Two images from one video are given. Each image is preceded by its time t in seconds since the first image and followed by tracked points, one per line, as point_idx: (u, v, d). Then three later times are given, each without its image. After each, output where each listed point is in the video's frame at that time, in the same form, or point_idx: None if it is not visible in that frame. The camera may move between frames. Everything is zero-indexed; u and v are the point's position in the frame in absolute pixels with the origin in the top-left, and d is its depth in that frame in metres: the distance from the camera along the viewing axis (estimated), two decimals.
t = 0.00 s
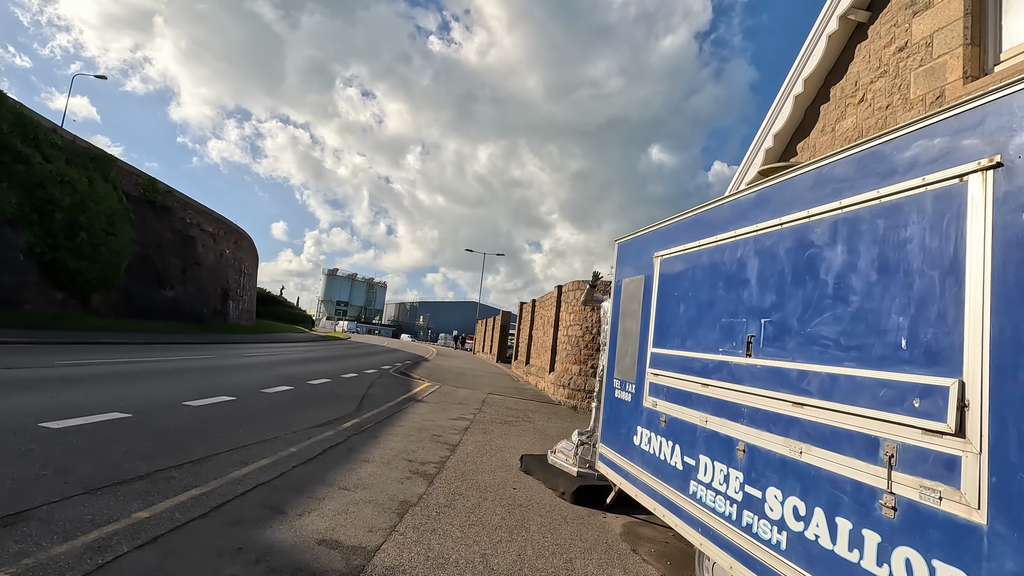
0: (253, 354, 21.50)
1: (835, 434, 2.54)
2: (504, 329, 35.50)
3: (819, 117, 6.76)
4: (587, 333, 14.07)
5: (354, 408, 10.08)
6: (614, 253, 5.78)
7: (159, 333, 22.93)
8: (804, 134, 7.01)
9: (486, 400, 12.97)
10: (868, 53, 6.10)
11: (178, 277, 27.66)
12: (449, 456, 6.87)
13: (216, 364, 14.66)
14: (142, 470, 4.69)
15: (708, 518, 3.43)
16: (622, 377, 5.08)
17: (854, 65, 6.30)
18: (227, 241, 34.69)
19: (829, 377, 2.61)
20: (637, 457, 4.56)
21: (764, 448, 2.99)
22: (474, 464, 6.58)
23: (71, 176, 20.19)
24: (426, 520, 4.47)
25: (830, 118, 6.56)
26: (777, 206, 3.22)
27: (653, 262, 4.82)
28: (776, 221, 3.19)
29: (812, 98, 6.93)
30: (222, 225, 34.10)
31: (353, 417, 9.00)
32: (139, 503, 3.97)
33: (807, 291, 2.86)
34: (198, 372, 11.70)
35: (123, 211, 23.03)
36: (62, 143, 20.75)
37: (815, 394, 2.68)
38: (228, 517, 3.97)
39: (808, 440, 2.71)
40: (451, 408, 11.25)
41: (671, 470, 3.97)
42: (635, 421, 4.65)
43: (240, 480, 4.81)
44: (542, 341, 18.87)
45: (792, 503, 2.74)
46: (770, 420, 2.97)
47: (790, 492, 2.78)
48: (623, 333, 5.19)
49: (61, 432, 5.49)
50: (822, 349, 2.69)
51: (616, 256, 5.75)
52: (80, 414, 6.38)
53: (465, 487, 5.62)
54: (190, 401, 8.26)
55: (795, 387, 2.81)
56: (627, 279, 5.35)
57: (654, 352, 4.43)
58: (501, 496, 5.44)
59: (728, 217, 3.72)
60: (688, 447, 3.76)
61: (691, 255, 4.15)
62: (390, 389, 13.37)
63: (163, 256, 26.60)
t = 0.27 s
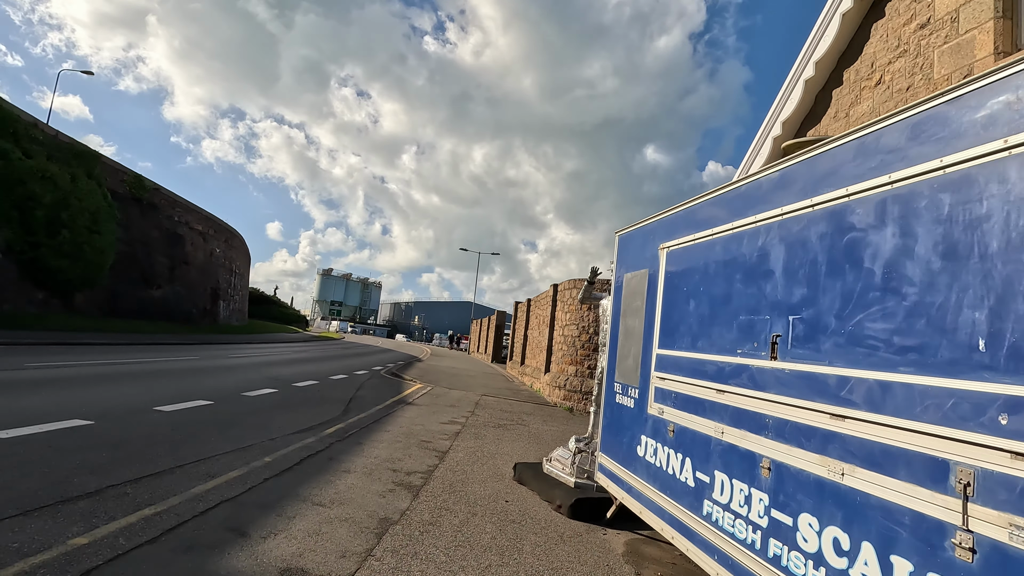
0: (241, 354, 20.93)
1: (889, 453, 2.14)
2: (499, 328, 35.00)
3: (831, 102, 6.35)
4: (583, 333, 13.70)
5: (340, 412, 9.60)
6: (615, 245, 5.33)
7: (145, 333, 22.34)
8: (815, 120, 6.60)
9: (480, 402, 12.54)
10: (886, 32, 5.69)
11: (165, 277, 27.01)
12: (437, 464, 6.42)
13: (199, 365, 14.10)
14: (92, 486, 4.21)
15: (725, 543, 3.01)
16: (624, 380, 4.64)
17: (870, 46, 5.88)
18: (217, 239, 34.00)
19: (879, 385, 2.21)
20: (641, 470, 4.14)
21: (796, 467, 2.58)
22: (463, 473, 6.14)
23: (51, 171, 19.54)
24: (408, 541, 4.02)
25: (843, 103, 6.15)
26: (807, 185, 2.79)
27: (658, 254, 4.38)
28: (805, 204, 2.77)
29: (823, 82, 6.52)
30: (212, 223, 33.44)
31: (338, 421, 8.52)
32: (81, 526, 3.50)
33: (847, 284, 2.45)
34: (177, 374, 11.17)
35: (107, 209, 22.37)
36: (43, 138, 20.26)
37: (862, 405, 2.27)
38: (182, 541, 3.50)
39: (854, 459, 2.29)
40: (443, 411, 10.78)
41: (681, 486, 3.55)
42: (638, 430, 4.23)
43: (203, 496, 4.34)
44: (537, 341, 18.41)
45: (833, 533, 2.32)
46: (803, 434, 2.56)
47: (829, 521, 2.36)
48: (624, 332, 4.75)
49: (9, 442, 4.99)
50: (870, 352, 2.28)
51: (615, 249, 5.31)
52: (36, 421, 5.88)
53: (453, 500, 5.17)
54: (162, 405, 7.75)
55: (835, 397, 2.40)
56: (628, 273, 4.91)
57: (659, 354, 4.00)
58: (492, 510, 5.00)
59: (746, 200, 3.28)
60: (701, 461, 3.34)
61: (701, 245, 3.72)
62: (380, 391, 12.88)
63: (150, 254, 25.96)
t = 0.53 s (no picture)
0: (231, 352, 20.41)
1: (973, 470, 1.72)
2: (495, 326, 34.54)
3: (849, 81, 5.92)
4: (581, 330, 13.35)
5: (327, 412, 9.14)
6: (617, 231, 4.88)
7: (131, 330, 21.79)
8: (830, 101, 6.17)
9: (474, 402, 12.10)
10: (911, 2, 5.24)
11: (154, 273, 26.41)
12: (426, 469, 5.97)
13: (183, 363, 13.58)
14: (33, 498, 3.75)
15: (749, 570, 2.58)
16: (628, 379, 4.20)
17: (892, 18, 5.44)
18: (208, 236, 33.38)
19: (957, 385, 1.79)
20: (648, 480, 3.71)
21: (842, 484, 2.16)
22: (453, 480, 5.70)
23: (34, 164, 18.95)
24: (387, 560, 3.58)
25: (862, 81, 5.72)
26: (854, 149, 2.35)
27: (666, 238, 3.93)
28: (851, 169, 2.34)
29: (840, 59, 6.08)
30: (204, 220, 32.86)
31: (323, 422, 8.06)
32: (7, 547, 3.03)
33: (910, 263, 2.03)
34: (157, 373, 10.67)
35: (93, 203, 21.79)
36: (25, 130, 19.73)
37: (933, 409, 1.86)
38: (124, 565, 3.05)
39: (922, 477, 1.87)
40: (435, 411, 10.33)
41: (694, 501, 3.12)
42: (644, 435, 3.80)
43: (159, 509, 3.89)
44: (534, 338, 17.98)
45: (893, 567, 1.90)
46: (852, 444, 2.14)
47: (888, 552, 1.94)
48: (628, 327, 4.32)
49: None
50: (943, 344, 1.86)
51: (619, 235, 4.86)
52: None
53: (441, 510, 4.73)
54: (133, 405, 7.27)
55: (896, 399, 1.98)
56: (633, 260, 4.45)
57: (669, 350, 3.56)
58: (483, 521, 4.56)
59: (774, 171, 2.84)
60: (719, 472, 2.91)
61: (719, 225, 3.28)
62: (371, 390, 12.41)
63: (138, 250, 25.39)
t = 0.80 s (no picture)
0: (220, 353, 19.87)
1: None
2: (491, 326, 34.06)
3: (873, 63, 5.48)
4: (580, 331, 13.00)
5: (313, 418, 8.66)
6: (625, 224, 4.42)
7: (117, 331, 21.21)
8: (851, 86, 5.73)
9: (469, 406, 11.64)
10: None
11: (142, 273, 25.83)
12: (415, 484, 5.51)
13: (166, 366, 13.05)
14: None
15: None
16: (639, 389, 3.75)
17: None
18: (199, 234, 32.75)
19: None
20: (663, 506, 3.25)
21: (928, 535, 1.71)
22: (445, 496, 5.23)
23: (15, 160, 18.32)
24: None
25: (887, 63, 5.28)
26: (933, 114, 1.91)
27: (683, 231, 3.47)
28: (930, 140, 1.89)
29: (863, 40, 5.64)
30: (194, 218, 32.23)
31: (308, 430, 7.58)
32: None
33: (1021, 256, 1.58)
34: (135, 376, 10.15)
35: (78, 200, 21.17)
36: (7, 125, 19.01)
37: None
38: None
39: None
40: (428, 416, 9.88)
41: (722, 536, 2.66)
42: (659, 455, 3.34)
43: (104, 540, 3.41)
44: (531, 339, 17.54)
45: None
46: (941, 485, 1.69)
47: None
48: (638, 330, 3.86)
49: None
50: None
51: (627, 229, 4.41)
52: None
53: (430, 533, 4.26)
54: (102, 413, 6.76)
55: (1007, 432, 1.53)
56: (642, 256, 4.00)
57: (689, 358, 3.11)
58: (477, 547, 4.10)
59: (821, 149, 2.39)
60: (755, 505, 2.46)
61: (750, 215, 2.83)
62: (362, 394, 11.93)
63: (125, 249, 24.77)
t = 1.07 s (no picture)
0: (210, 353, 19.36)
1: None
2: (489, 325, 33.58)
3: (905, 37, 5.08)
4: (581, 329, 12.73)
5: (303, 420, 8.21)
6: (642, 207, 3.99)
7: (104, 330, 20.66)
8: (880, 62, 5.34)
9: (467, 407, 11.22)
10: None
11: (132, 271, 25.27)
12: (409, 493, 5.08)
13: (152, 366, 12.55)
14: None
15: None
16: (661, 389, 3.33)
17: None
18: (191, 232, 32.20)
19: None
20: (693, 524, 2.82)
21: None
22: (442, 507, 4.80)
23: None
24: None
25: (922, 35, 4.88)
26: None
27: (714, 208, 3.05)
28: None
29: (893, 12, 5.25)
30: (187, 216, 31.67)
31: (297, 433, 7.13)
32: None
33: None
34: (117, 376, 9.66)
35: (65, 196, 20.62)
36: None
37: None
38: None
39: None
40: (424, 418, 9.43)
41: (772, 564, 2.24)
42: (688, 465, 2.92)
43: (47, 566, 2.94)
44: (530, 338, 17.12)
45: None
46: None
47: None
48: (659, 323, 3.44)
49: None
50: None
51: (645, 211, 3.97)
52: None
53: (427, 550, 3.82)
54: (73, 417, 6.28)
55: None
56: (663, 239, 3.58)
57: (725, 353, 2.68)
58: (478, 566, 3.67)
59: (899, 96, 1.96)
60: (818, 529, 2.04)
61: (801, 184, 2.41)
62: (355, 395, 11.48)
63: (114, 247, 24.22)
